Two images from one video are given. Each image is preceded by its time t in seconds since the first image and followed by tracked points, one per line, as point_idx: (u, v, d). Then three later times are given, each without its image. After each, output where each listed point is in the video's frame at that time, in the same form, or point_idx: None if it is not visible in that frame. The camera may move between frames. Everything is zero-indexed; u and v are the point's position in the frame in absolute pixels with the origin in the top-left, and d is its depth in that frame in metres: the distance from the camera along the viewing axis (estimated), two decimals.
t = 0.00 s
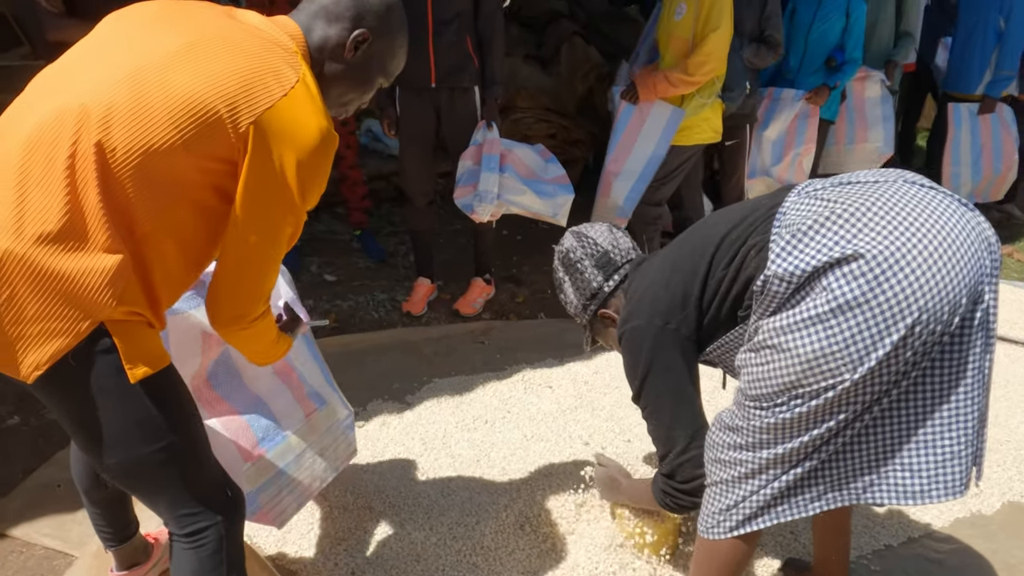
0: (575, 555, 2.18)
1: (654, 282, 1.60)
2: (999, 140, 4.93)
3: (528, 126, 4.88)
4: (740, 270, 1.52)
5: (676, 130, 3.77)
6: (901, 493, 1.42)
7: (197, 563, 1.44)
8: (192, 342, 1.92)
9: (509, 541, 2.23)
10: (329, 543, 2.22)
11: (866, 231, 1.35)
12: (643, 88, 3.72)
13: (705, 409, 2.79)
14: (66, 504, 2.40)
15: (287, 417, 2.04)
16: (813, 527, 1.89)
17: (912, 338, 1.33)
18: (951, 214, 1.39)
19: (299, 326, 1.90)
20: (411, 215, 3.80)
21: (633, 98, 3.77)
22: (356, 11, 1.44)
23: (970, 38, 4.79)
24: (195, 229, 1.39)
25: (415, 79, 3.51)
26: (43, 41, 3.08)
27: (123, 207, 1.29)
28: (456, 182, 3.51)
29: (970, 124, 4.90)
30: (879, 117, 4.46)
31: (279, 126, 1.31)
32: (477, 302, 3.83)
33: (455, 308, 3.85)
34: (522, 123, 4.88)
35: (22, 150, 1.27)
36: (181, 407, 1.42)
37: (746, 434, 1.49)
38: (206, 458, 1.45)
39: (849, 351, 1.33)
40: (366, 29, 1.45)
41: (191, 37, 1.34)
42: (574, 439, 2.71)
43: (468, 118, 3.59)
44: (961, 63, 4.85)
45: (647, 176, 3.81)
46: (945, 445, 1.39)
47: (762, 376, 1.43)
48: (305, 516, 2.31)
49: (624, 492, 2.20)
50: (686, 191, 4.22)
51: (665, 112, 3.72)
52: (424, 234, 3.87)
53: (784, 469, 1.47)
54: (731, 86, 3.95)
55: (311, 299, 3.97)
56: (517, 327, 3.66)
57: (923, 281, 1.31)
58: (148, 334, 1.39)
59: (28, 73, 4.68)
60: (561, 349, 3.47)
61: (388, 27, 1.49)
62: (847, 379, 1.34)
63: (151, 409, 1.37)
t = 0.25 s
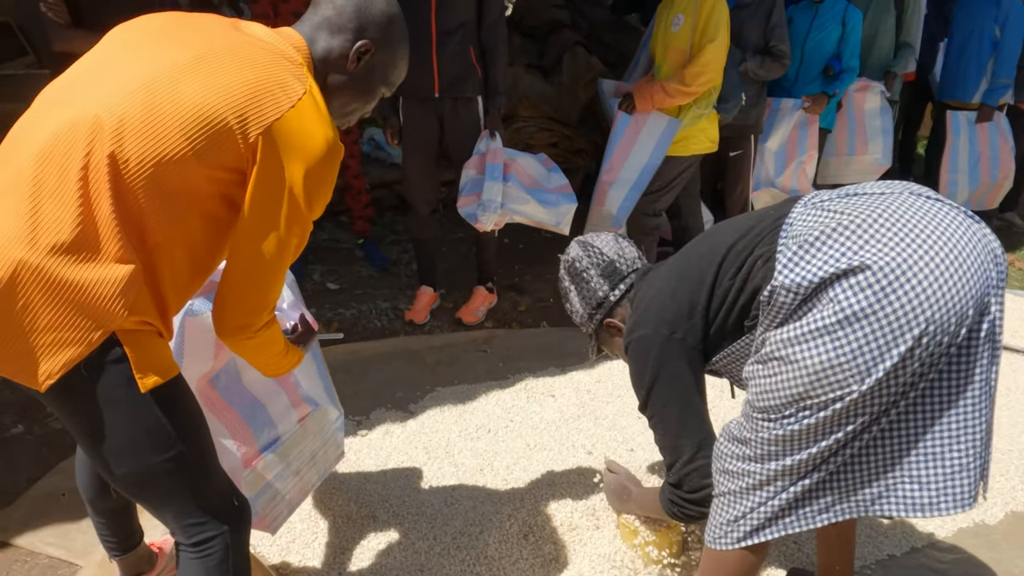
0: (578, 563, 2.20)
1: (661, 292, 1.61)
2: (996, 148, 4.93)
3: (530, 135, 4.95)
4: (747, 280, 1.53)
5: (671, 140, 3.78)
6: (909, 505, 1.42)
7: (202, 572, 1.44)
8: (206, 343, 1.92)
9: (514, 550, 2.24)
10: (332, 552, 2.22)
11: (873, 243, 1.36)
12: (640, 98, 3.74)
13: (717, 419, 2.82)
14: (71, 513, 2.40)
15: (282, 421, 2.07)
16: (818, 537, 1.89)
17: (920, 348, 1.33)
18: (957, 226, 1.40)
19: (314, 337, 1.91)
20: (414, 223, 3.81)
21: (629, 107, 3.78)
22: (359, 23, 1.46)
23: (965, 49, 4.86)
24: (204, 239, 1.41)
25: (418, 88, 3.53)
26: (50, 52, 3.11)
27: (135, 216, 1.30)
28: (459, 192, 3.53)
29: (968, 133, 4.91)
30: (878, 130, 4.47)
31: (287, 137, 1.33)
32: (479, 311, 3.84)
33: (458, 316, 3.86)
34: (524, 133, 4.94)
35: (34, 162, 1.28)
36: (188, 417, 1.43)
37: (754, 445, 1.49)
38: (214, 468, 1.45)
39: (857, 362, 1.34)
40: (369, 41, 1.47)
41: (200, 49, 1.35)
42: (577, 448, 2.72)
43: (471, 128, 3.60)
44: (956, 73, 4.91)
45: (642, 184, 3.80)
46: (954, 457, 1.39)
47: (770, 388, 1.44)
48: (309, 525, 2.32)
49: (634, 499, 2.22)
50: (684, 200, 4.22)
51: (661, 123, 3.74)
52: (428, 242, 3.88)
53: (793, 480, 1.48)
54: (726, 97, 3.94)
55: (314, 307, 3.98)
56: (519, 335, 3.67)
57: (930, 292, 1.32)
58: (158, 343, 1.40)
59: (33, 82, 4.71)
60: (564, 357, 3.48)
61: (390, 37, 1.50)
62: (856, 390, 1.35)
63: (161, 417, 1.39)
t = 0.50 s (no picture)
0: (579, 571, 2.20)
1: (666, 297, 1.64)
2: (994, 154, 4.92)
3: (531, 143, 4.98)
4: (752, 288, 1.54)
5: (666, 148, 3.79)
6: (916, 518, 1.41)
7: None
8: (222, 358, 1.91)
9: (516, 559, 2.24)
10: (335, 560, 2.23)
11: (878, 253, 1.36)
12: (637, 107, 3.76)
13: (723, 430, 2.82)
14: (74, 521, 2.40)
15: (287, 436, 2.07)
16: (821, 545, 1.89)
17: (926, 360, 1.33)
18: (962, 237, 1.40)
19: (330, 355, 1.91)
20: (416, 231, 3.82)
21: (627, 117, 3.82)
22: (359, 32, 1.48)
23: (961, 57, 4.94)
24: (211, 246, 1.42)
25: (421, 97, 3.55)
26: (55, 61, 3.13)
27: (144, 225, 1.31)
28: (462, 200, 3.54)
29: (965, 139, 4.93)
30: (878, 140, 4.46)
31: (292, 143, 1.35)
32: (481, 318, 3.85)
33: (459, 324, 3.86)
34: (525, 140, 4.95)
35: (42, 172, 1.29)
36: (195, 425, 1.43)
37: (760, 455, 1.49)
38: (219, 476, 1.46)
39: (863, 373, 1.34)
40: (369, 49, 1.49)
41: (204, 58, 1.36)
42: (579, 456, 2.72)
43: (473, 136, 3.61)
44: (953, 80, 4.99)
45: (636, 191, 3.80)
46: (960, 469, 1.39)
47: (777, 398, 1.44)
48: (311, 534, 2.32)
49: (641, 507, 2.21)
50: (680, 211, 4.24)
51: (656, 131, 3.75)
52: (430, 250, 3.88)
53: (799, 491, 1.48)
54: (721, 107, 3.99)
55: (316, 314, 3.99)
56: (521, 343, 3.67)
57: (936, 304, 1.32)
58: (166, 351, 1.41)
59: (38, 90, 4.73)
60: (566, 365, 3.48)
61: (390, 44, 1.52)
62: (862, 402, 1.35)
63: (168, 426, 1.39)
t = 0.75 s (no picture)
0: None
1: (668, 304, 1.63)
2: (989, 160, 4.96)
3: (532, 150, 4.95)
4: (756, 295, 1.55)
5: (658, 157, 3.82)
6: (921, 530, 1.42)
7: None
8: (245, 387, 1.91)
9: (517, 567, 2.25)
10: (337, 567, 2.23)
11: (881, 264, 1.37)
12: (632, 116, 3.77)
13: (725, 437, 2.82)
14: (77, 528, 2.40)
15: (300, 462, 2.08)
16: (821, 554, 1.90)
17: (930, 370, 1.34)
18: (964, 248, 1.41)
19: (353, 378, 1.92)
20: (417, 238, 3.83)
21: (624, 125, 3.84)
22: (358, 40, 1.50)
23: (956, 64, 4.96)
24: (215, 253, 1.43)
25: (422, 105, 3.57)
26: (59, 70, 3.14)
27: (150, 234, 1.32)
28: (463, 208, 3.55)
29: (961, 146, 4.97)
30: (878, 150, 4.47)
31: (295, 149, 1.34)
32: (482, 326, 3.86)
33: (460, 331, 3.87)
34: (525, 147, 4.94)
35: (48, 182, 1.30)
36: (199, 434, 1.45)
37: (764, 465, 1.50)
38: (223, 484, 1.48)
39: (867, 384, 1.35)
40: (368, 57, 1.51)
41: (204, 68, 1.38)
42: (580, 463, 2.73)
43: (474, 144, 3.63)
44: (948, 87, 5.00)
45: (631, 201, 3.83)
46: (963, 480, 1.40)
47: (781, 408, 1.45)
48: (313, 541, 2.32)
49: (647, 514, 2.22)
50: (680, 218, 4.26)
51: (649, 142, 3.79)
52: (430, 257, 3.89)
53: (802, 500, 1.48)
54: (714, 115, 4.01)
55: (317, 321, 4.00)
56: (522, 350, 3.68)
57: (938, 315, 1.33)
58: (170, 360, 1.42)
59: (41, 98, 4.76)
60: (566, 372, 3.49)
61: (389, 52, 1.55)
62: (867, 412, 1.36)
63: (175, 437, 1.41)
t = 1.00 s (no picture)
0: None
1: (669, 308, 1.63)
2: (985, 166, 5.02)
3: (531, 156, 5.13)
4: (757, 300, 1.54)
5: (650, 165, 3.84)
6: (923, 539, 1.42)
7: None
8: (262, 420, 1.93)
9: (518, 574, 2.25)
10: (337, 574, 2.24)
11: (881, 272, 1.38)
12: (631, 123, 3.77)
13: (724, 443, 2.81)
14: (78, 535, 2.41)
15: (311, 493, 2.10)
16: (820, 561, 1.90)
17: (931, 379, 1.35)
18: (964, 256, 1.42)
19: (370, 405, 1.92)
20: (418, 245, 3.84)
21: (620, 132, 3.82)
22: (356, 49, 1.51)
23: (952, 71, 4.98)
24: (217, 261, 1.44)
25: (423, 112, 3.58)
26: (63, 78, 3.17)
27: (151, 241, 1.33)
28: (464, 215, 3.57)
29: (956, 151, 5.00)
30: (877, 158, 4.50)
31: (296, 155, 1.35)
32: (482, 332, 3.87)
33: (461, 337, 3.88)
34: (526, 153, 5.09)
35: (50, 192, 1.31)
36: (201, 442, 1.46)
37: (767, 474, 1.51)
38: (224, 492, 1.49)
39: (868, 393, 1.36)
40: (366, 66, 1.53)
41: (203, 77, 1.39)
42: (580, 470, 2.73)
43: (475, 151, 3.65)
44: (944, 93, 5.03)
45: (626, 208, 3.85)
46: (964, 488, 1.41)
47: (783, 417, 1.46)
48: (314, 548, 2.33)
49: (651, 518, 2.28)
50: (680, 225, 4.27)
51: (641, 148, 3.80)
52: (431, 264, 3.90)
53: (805, 509, 1.49)
54: (710, 121, 4.04)
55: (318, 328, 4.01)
56: (522, 357, 3.69)
57: (939, 324, 1.34)
58: (172, 367, 1.43)
59: (44, 105, 4.77)
60: (567, 379, 3.50)
61: (387, 60, 1.56)
62: (868, 421, 1.36)
63: (175, 443, 1.42)
